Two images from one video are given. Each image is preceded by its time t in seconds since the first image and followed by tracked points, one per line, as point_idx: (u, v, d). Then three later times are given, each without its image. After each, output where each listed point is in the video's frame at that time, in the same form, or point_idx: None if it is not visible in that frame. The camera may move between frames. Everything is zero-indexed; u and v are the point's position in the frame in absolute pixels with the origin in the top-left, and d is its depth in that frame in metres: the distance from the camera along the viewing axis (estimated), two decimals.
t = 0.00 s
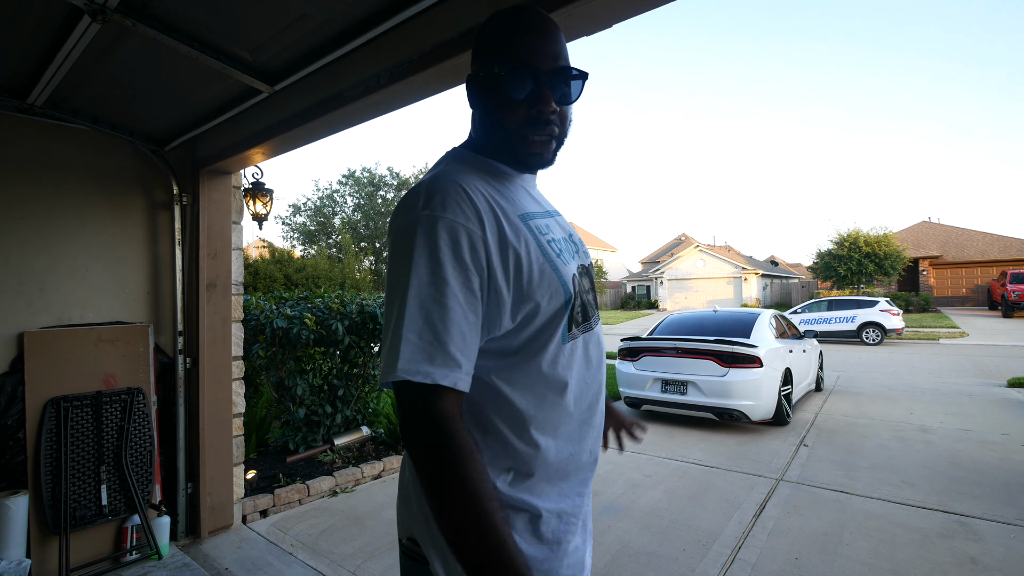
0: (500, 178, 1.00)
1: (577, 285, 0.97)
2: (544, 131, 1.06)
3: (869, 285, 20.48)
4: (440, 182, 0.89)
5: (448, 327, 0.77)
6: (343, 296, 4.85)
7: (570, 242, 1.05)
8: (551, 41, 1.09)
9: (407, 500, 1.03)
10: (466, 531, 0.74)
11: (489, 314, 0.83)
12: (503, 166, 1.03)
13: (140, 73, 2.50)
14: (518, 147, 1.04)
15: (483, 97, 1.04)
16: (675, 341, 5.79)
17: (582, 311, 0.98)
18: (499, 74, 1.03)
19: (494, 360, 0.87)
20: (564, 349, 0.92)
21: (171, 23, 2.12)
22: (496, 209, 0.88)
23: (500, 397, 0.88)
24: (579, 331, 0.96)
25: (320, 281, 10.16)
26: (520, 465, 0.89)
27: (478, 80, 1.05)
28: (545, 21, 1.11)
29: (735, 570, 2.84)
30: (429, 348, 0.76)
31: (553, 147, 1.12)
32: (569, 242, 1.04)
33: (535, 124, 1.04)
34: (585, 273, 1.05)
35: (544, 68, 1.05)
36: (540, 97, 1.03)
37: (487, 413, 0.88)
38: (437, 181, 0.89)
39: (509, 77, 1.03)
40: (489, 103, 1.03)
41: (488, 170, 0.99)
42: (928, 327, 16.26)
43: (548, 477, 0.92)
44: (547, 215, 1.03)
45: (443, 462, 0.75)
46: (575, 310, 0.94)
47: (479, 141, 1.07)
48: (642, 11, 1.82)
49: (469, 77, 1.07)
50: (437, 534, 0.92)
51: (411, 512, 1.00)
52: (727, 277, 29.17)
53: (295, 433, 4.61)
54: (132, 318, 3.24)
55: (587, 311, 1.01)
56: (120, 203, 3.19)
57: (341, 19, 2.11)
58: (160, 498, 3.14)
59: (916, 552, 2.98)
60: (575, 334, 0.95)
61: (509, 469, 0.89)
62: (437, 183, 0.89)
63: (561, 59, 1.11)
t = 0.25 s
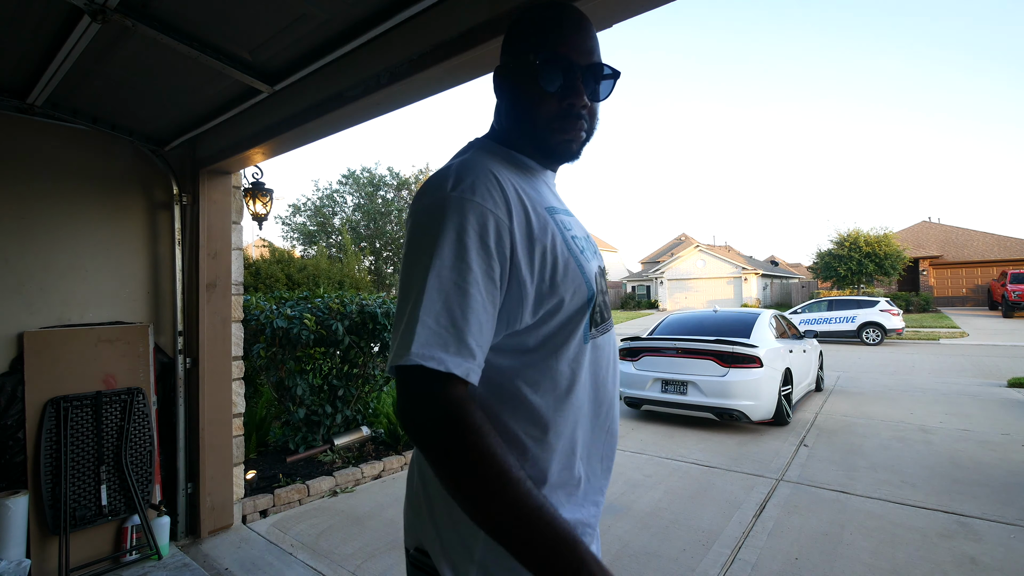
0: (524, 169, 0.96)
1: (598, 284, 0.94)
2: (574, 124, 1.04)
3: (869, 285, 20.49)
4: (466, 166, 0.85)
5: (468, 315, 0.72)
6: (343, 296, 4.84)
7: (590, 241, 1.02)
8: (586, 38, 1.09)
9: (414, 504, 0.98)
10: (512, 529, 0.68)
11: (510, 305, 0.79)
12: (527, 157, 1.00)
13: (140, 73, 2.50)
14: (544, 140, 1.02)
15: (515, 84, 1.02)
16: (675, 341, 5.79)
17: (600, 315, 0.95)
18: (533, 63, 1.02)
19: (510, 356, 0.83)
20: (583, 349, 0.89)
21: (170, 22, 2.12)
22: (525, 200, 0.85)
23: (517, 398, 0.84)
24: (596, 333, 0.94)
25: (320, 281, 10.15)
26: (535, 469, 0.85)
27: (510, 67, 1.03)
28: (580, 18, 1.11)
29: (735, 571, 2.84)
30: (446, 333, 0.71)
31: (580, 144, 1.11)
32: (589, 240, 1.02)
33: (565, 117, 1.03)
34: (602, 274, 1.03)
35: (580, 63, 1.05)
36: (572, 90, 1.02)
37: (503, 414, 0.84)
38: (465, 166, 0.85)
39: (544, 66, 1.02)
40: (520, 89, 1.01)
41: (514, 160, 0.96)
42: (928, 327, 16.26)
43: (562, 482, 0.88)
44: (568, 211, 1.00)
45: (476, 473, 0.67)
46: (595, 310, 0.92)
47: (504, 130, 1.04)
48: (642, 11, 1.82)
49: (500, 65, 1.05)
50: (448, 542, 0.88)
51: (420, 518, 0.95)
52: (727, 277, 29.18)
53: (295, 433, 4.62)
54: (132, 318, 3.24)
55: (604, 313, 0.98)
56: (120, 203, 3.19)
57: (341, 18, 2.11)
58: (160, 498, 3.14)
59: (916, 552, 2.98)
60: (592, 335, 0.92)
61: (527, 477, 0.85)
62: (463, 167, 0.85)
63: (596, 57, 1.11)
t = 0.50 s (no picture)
0: (519, 167, 0.95)
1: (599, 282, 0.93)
2: (563, 111, 1.02)
3: (869, 285, 20.49)
4: (458, 167, 0.85)
5: (470, 315, 0.70)
6: (343, 296, 4.84)
7: (592, 239, 1.01)
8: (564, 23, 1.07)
9: (415, 508, 0.98)
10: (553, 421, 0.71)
11: (513, 304, 0.78)
12: (520, 153, 0.99)
13: (140, 73, 2.50)
14: (536, 133, 1.00)
15: (498, 80, 1.02)
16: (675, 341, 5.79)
17: (605, 313, 0.93)
18: (511, 57, 1.01)
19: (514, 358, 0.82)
20: (588, 349, 0.88)
21: (170, 22, 2.12)
22: (521, 198, 0.84)
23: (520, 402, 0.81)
24: (601, 333, 0.92)
25: (320, 281, 10.12)
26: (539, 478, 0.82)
27: (492, 65, 1.04)
28: (559, 5, 1.09)
29: (735, 571, 2.84)
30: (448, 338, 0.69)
31: (572, 132, 1.09)
32: (591, 238, 1.00)
33: (552, 106, 1.00)
34: (607, 272, 1.01)
35: (559, 48, 1.03)
36: (554, 78, 1.00)
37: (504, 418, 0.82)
38: (456, 167, 0.85)
39: (522, 59, 1.01)
40: (501, 87, 1.01)
41: (505, 157, 0.95)
42: (928, 327, 16.26)
43: (570, 490, 0.85)
44: (568, 208, 0.99)
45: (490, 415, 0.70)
46: (598, 308, 0.90)
47: (493, 129, 1.04)
48: (641, 12, 1.81)
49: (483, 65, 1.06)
50: (448, 548, 0.86)
51: (421, 522, 0.94)
52: (726, 277, 29.18)
53: (295, 433, 4.62)
54: (132, 318, 3.24)
55: (610, 313, 0.97)
56: (120, 203, 3.19)
57: (341, 19, 2.11)
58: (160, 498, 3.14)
59: (916, 552, 2.98)
60: (597, 335, 0.90)
61: (528, 484, 0.82)
62: (456, 168, 0.85)
63: (576, 39, 1.08)
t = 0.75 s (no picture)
0: (514, 164, 0.94)
1: (602, 279, 0.91)
2: (553, 103, 1.00)
3: (869, 285, 20.49)
4: (452, 168, 0.84)
5: (486, 309, 0.67)
6: (343, 296, 4.84)
7: (593, 235, 0.99)
8: (551, 9, 1.04)
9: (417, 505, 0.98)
10: (587, 400, 0.68)
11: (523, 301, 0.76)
12: (514, 150, 0.98)
13: (140, 73, 2.50)
14: (527, 128, 0.99)
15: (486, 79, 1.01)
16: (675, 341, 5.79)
17: (607, 311, 0.91)
18: (497, 53, 1.00)
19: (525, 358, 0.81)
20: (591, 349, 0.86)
21: (170, 22, 2.12)
22: (518, 196, 0.83)
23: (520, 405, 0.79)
24: (605, 332, 0.89)
25: (320, 281, 10.12)
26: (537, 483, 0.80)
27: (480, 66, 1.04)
28: None
29: (736, 570, 2.84)
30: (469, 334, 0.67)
31: (566, 123, 1.06)
32: (592, 234, 0.99)
33: (542, 99, 0.99)
34: (611, 268, 0.99)
35: (545, 37, 1.00)
36: (543, 68, 0.98)
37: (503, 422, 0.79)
38: (449, 168, 0.84)
39: (509, 52, 0.99)
40: (491, 85, 1.00)
41: (499, 156, 0.94)
42: (928, 327, 16.26)
43: (570, 495, 0.82)
44: (567, 204, 0.97)
45: (513, 413, 0.67)
46: (601, 307, 0.88)
47: (487, 128, 1.03)
48: (642, 12, 1.81)
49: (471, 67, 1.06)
50: (444, 549, 0.86)
51: (420, 521, 0.95)
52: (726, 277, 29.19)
53: (295, 433, 4.63)
54: (132, 318, 3.24)
55: (614, 311, 0.95)
56: (120, 203, 3.19)
57: (341, 19, 2.11)
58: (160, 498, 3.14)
59: (917, 552, 2.98)
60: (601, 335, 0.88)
61: (524, 493, 0.79)
62: (448, 170, 0.84)
63: (563, 27, 1.05)
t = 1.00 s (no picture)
0: (520, 165, 0.93)
1: (609, 285, 0.90)
2: (566, 102, 0.99)
3: (869, 285, 20.49)
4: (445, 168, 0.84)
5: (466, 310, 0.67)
6: (343, 296, 4.84)
7: (603, 238, 0.98)
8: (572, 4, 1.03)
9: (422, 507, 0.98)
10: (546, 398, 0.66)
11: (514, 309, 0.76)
12: (522, 149, 0.97)
13: (140, 73, 2.50)
14: (536, 125, 0.98)
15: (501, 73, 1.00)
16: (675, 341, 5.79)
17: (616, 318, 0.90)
18: (512, 47, 0.98)
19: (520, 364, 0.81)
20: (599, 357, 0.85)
21: (170, 22, 2.12)
22: (517, 200, 0.82)
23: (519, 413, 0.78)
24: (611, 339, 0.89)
25: (320, 281, 10.10)
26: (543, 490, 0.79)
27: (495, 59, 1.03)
28: None
29: (735, 571, 2.84)
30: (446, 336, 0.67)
31: (580, 122, 1.05)
32: (601, 237, 0.97)
33: (553, 96, 0.97)
34: (621, 272, 0.98)
35: (562, 34, 0.99)
36: (559, 66, 0.97)
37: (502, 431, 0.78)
38: (446, 167, 0.84)
39: (526, 46, 0.98)
40: (504, 79, 0.99)
41: (506, 155, 0.93)
42: (928, 327, 16.26)
43: (573, 500, 0.82)
44: (575, 206, 0.96)
45: (497, 409, 0.66)
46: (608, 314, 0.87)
47: (499, 124, 1.02)
48: (642, 12, 1.80)
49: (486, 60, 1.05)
50: (451, 549, 0.87)
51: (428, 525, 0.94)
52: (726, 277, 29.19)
53: (295, 433, 4.63)
54: (132, 318, 3.24)
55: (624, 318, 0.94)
56: (120, 203, 3.19)
57: (341, 19, 2.11)
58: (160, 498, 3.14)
59: (916, 552, 2.98)
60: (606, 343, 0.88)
61: (531, 501, 0.79)
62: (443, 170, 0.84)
63: (583, 24, 1.04)
